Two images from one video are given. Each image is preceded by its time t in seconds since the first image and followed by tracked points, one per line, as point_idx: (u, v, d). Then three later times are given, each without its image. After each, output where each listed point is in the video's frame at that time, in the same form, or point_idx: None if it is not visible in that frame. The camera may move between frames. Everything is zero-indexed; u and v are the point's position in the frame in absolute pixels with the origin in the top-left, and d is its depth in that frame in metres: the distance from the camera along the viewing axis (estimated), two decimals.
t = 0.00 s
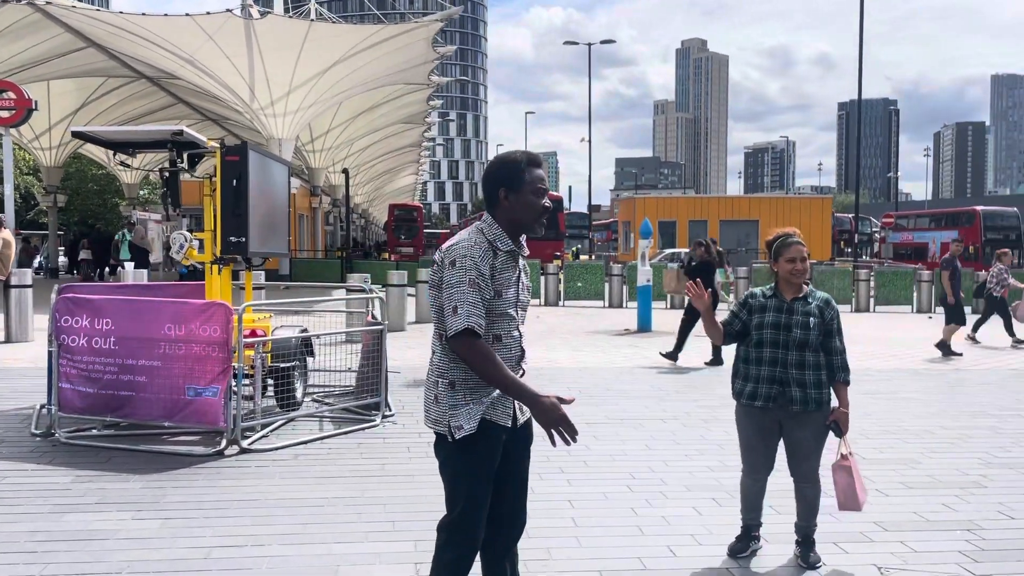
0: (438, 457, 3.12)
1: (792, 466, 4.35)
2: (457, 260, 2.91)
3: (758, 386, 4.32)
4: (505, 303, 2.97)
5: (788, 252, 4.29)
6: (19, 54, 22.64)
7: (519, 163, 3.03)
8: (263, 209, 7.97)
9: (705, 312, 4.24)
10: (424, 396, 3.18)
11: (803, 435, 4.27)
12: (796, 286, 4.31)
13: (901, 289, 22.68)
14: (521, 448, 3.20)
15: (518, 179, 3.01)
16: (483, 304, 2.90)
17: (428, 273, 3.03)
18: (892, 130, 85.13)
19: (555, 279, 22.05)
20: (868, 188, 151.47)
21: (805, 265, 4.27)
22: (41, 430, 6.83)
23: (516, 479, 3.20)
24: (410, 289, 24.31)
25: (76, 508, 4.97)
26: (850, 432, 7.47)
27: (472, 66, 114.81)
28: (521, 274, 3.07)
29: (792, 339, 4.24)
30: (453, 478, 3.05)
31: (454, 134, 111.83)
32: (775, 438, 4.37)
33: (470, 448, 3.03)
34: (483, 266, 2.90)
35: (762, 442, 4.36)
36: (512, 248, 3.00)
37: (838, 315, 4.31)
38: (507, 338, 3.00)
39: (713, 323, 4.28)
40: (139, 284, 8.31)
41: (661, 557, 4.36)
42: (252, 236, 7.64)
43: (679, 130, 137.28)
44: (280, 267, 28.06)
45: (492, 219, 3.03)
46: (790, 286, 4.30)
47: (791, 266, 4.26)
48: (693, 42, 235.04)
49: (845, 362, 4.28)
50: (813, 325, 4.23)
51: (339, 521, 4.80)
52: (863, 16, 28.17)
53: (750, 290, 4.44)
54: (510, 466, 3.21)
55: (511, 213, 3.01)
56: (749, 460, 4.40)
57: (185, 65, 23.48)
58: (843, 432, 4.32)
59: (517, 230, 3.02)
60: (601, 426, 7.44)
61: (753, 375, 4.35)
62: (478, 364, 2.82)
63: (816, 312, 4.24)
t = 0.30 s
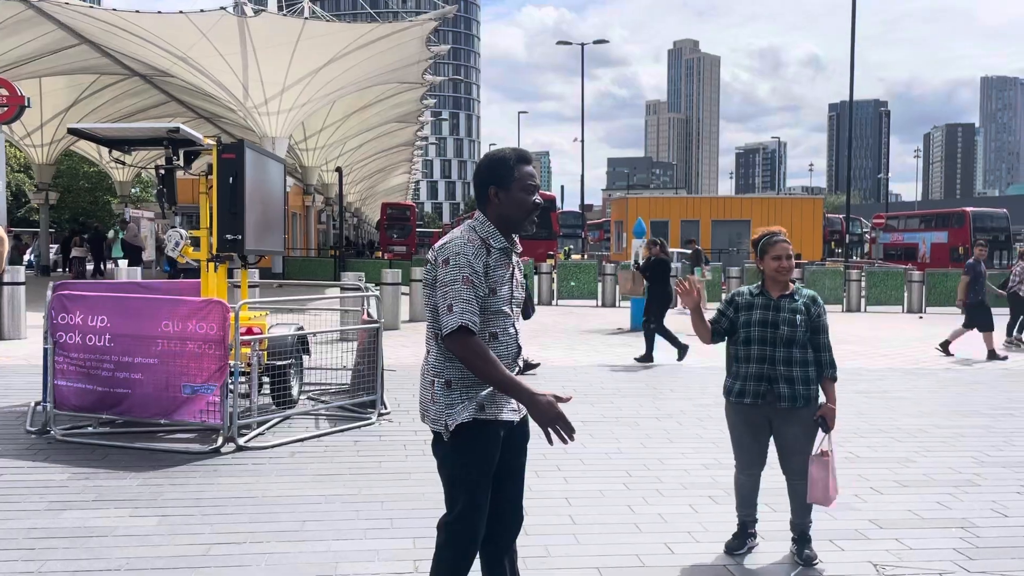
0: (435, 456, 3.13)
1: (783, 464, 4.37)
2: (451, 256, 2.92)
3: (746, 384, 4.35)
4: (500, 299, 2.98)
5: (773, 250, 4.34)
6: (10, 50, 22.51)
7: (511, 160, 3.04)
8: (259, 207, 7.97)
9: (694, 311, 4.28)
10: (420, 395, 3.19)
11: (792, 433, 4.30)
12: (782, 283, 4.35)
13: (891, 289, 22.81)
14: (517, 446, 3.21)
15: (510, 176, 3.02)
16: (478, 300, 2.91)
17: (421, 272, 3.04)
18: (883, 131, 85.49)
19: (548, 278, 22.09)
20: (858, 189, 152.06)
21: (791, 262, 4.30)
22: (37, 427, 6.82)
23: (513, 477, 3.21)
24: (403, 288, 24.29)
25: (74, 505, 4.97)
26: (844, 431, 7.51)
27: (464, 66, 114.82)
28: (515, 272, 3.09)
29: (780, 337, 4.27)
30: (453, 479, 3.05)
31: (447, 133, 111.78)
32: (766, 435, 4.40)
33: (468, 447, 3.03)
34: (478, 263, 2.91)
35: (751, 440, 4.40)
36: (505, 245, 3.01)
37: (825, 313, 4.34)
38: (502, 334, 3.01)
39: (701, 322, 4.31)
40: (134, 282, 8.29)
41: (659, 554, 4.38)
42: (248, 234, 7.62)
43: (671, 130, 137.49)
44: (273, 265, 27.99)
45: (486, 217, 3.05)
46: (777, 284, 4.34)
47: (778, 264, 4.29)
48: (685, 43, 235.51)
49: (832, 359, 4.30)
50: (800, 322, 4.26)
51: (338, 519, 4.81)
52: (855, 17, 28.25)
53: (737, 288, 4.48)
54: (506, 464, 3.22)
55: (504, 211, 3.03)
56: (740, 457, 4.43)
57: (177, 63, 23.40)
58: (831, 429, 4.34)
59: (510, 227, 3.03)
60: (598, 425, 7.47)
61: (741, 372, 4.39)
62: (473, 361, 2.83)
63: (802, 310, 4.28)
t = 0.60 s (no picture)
0: (430, 457, 3.15)
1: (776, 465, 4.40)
2: (442, 255, 2.94)
3: (737, 384, 4.38)
4: (495, 296, 2.99)
5: (762, 248, 4.37)
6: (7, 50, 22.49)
7: (496, 160, 3.05)
8: (258, 208, 7.98)
9: (685, 313, 4.31)
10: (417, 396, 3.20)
11: (783, 433, 4.33)
12: (772, 284, 4.37)
13: (888, 290, 22.87)
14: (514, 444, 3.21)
15: (496, 176, 3.04)
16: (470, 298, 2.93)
17: (415, 272, 3.06)
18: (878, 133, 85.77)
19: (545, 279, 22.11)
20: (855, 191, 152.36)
21: (779, 260, 4.33)
22: (36, 426, 6.83)
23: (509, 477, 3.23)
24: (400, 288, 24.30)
25: (75, 504, 4.98)
26: (841, 431, 7.55)
27: (462, 66, 114.82)
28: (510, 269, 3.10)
29: (770, 338, 4.30)
30: (448, 479, 3.07)
31: (444, 133, 111.80)
32: (758, 436, 4.43)
33: (462, 447, 3.05)
34: (469, 261, 2.93)
35: (744, 440, 4.42)
36: (498, 243, 3.03)
37: (815, 313, 4.36)
38: (500, 331, 3.03)
39: (693, 323, 4.34)
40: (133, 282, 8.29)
41: (657, 554, 4.41)
42: (248, 234, 7.64)
43: (668, 131, 137.56)
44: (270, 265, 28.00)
45: (477, 218, 3.07)
46: (767, 285, 4.37)
47: (767, 262, 4.32)
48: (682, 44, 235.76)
49: (822, 359, 4.32)
50: (790, 323, 4.29)
51: (338, 519, 4.82)
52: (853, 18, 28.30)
53: (728, 290, 4.50)
54: (503, 466, 3.23)
55: (493, 211, 3.04)
56: (733, 458, 4.46)
57: (176, 62, 23.40)
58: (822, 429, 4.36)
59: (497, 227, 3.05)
60: (596, 425, 7.50)
61: (732, 374, 4.42)
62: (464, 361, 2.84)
63: (793, 311, 4.30)
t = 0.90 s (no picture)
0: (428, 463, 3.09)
1: (774, 465, 4.39)
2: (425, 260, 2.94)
3: (731, 386, 4.39)
4: (479, 306, 2.98)
5: (756, 255, 4.36)
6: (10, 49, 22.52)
7: (495, 170, 3.06)
8: (260, 208, 7.98)
9: (677, 317, 4.31)
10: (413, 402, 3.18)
11: (778, 434, 4.31)
12: (766, 287, 4.37)
13: (889, 291, 22.86)
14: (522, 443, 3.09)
15: (494, 187, 3.04)
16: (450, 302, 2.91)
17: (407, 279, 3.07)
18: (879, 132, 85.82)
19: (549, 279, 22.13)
20: (857, 192, 152.30)
21: (772, 266, 4.32)
22: (38, 426, 6.84)
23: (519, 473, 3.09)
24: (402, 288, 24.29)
25: (76, 503, 4.99)
26: (843, 433, 7.54)
27: (463, 66, 114.90)
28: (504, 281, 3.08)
29: (763, 339, 4.30)
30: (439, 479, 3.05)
31: (446, 133, 111.77)
32: (755, 435, 4.42)
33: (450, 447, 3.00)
34: (452, 267, 2.93)
35: (742, 440, 4.42)
36: (489, 254, 3.02)
37: (810, 315, 4.35)
38: (487, 342, 3.00)
39: (687, 326, 4.34)
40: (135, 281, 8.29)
41: (659, 554, 4.41)
42: (250, 234, 7.64)
43: (670, 132, 137.52)
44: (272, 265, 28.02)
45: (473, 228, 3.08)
46: (761, 287, 4.37)
47: (761, 268, 4.32)
48: (684, 45, 235.78)
49: (817, 360, 4.30)
50: (784, 324, 4.28)
51: (340, 518, 4.83)
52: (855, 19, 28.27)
53: (723, 292, 4.50)
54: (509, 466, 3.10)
55: (488, 222, 3.04)
56: (732, 458, 4.45)
57: (178, 62, 23.42)
58: (819, 429, 4.34)
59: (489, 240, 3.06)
60: (597, 425, 7.50)
61: (727, 375, 4.42)
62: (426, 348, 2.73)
63: (786, 312, 4.30)
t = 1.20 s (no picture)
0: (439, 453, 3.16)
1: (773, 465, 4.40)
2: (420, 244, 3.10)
3: (729, 386, 4.40)
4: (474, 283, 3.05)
5: (753, 255, 4.36)
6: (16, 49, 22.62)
7: (490, 163, 3.05)
8: (265, 208, 8.01)
9: (676, 316, 4.34)
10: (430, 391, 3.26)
11: (777, 434, 4.32)
12: (764, 286, 4.38)
13: (895, 291, 22.80)
14: (530, 442, 3.11)
15: (488, 180, 3.05)
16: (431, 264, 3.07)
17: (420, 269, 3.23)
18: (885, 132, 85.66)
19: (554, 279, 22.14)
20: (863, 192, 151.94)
21: (769, 266, 4.32)
22: (44, 425, 6.86)
23: (528, 478, 3.13)
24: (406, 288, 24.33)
25: (82, 502, 5.01)
26: (847, 433, 7.53)
27: (468, 66, 114.94)
28: (507, 269, 3.13)
29: (760, 339, 4.30)
30: (442, 476, 3.12)
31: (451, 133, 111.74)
32: (754, 435, 4.43)
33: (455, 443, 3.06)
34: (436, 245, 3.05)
35: (741, 441, 4.43)
36: (484, 244, 3.08)
37: (808, 315, 4.35)
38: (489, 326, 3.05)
39: (684, 325, 4.37)
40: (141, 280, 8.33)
41: (662, 554, 4.42)
42: (254, 234, 7.66)
43: (675, 132, 137.38)
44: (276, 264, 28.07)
45: (476, 222, 3.14)
46: (758, 288, 4.38)
47: (759, 268, 4.32)
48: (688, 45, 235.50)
49: (815, 360, 4.30)
50: (781, 325, 4.29)
51: (345, 518, 4.84)
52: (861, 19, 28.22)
53: (721, 293, 4.51)
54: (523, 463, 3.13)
55: (484, 212, 3.09)
56: (732, 460, 4.46)
57: (183, 62, 23.48)
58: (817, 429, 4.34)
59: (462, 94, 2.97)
60: (601, 426, 7.50)
61: (725, 375, 4.43)
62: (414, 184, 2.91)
63: (783, 313, 4.31)
